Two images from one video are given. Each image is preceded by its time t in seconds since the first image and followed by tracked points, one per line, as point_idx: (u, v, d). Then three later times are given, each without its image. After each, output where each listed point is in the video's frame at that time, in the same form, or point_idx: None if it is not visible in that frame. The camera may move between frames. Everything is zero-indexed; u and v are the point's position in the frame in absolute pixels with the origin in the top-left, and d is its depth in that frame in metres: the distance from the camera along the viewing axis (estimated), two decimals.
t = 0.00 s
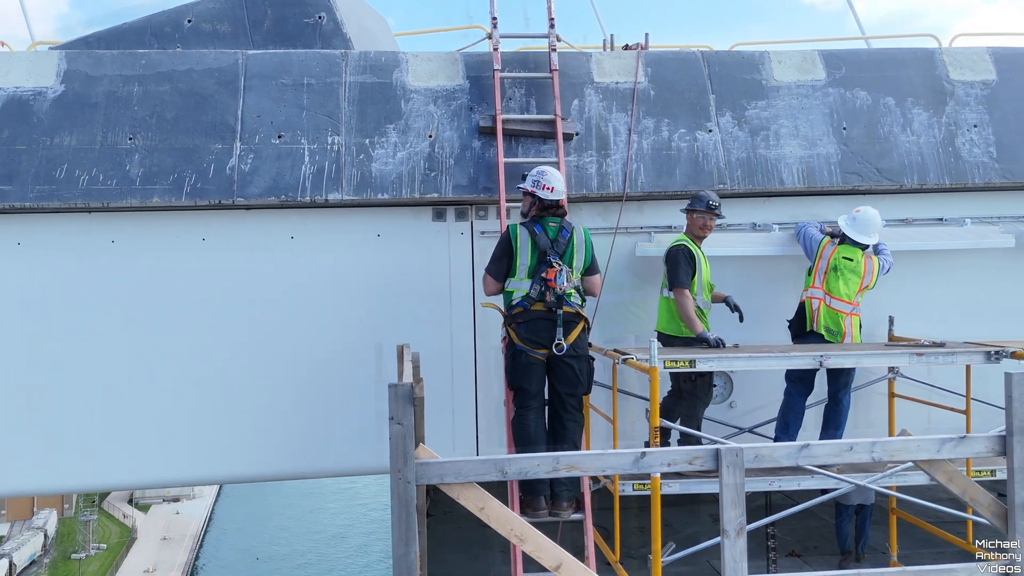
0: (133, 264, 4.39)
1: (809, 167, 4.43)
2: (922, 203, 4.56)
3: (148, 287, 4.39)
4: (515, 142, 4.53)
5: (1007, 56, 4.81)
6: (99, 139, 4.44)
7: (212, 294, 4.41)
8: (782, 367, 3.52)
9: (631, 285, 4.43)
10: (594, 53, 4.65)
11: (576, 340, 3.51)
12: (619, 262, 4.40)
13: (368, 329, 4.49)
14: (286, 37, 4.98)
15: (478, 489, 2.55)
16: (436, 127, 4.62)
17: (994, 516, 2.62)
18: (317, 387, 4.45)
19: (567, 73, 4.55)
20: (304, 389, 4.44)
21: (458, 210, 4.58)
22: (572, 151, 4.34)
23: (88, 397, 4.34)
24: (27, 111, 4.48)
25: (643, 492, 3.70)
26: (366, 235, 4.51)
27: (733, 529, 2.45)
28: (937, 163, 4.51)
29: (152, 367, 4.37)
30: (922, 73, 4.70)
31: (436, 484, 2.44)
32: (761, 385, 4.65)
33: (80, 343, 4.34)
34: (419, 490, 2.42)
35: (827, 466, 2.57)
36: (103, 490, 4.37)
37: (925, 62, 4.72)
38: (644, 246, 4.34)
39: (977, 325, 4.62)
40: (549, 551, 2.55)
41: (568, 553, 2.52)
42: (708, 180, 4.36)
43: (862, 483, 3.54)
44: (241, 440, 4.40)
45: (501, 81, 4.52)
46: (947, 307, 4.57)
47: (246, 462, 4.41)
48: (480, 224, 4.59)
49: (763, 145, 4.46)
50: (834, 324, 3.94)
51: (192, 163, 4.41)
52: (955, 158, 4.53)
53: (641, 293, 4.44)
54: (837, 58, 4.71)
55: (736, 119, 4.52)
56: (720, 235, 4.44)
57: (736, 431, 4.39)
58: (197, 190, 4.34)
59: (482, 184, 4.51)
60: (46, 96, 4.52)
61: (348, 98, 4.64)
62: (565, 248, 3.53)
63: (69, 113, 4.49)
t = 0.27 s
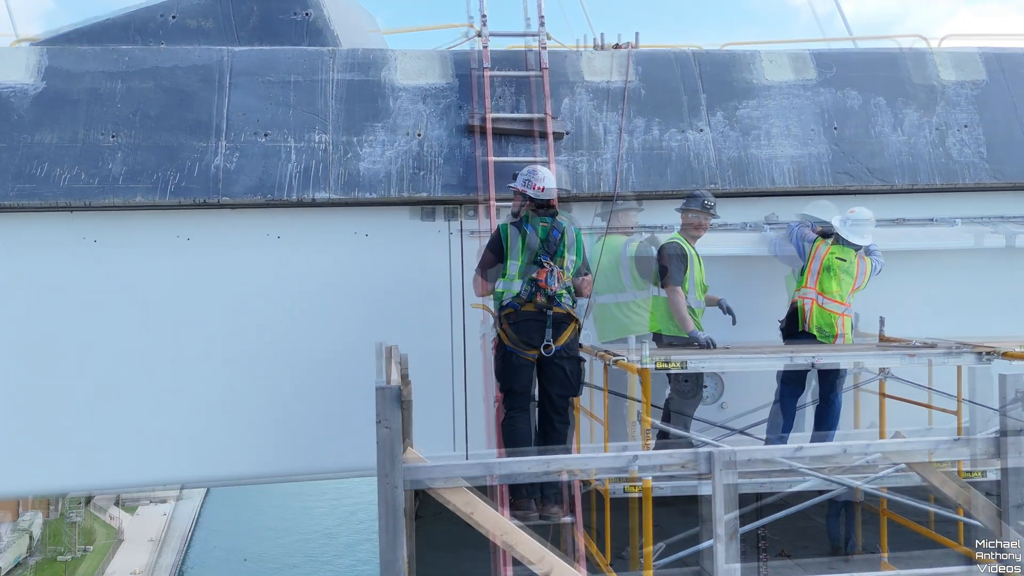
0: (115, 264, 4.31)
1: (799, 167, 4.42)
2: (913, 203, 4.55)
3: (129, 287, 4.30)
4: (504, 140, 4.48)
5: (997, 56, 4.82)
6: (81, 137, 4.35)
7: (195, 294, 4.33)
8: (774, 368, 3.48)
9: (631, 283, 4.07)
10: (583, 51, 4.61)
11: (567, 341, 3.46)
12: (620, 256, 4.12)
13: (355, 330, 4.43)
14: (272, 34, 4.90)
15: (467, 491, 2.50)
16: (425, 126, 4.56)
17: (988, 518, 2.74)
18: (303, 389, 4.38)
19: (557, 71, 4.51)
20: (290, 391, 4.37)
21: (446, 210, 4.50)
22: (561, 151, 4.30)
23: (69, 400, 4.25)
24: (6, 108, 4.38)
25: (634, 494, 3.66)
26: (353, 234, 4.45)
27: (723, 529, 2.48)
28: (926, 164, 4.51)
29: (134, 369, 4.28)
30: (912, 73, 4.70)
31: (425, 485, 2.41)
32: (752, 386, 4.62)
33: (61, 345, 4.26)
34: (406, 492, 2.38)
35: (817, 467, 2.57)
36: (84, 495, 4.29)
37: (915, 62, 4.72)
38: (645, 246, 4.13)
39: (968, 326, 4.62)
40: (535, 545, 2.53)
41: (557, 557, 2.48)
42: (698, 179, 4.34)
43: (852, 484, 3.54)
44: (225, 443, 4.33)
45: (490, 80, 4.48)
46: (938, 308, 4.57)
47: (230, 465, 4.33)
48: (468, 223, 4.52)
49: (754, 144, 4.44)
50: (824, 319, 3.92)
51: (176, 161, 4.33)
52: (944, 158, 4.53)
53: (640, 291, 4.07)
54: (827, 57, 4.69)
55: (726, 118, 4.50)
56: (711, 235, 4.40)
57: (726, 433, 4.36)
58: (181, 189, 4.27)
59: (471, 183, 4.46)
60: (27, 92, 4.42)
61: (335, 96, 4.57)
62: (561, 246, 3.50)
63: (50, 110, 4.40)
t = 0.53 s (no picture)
0: (104, 262, 4.32)
1: (781, 168, 4.54)
2: (891, 203, 4.68)
3: (120, 285, 4.32)
4: (493, 140, 4.54)
5: (970, 59, 4.96)
6: (69, 134, 4.35)
7: (185, 292, 4.36)
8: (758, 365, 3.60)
9: (634, 285, 4.03)
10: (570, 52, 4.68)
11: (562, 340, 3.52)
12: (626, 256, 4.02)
13: (345, 327, 4.47)
14: (260, 32, 4.92)
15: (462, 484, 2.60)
16: (414, 125, 4.61)
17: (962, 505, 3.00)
18: (294, 386, 4.43)
19: (544, 72, 4.58)
20: (281, 388, 4.42)
21: (436, 208, 4.57)
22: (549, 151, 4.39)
23: (58, 398, 4.26)
24: None
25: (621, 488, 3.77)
26: (343, 233, 4.49)
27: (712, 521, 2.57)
28: (903, 164, 4.64)
29: (125, 367, 4.31)
30: (888, 75, 4.83)
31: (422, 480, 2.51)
32: (735, 381, 4.73)
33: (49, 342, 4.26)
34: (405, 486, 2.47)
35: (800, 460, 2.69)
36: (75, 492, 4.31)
37: (892, 65, 4.84)
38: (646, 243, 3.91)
39: (940, 322, 4.78)
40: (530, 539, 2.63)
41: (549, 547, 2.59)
42: (683, 179, 4.44)
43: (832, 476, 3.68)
44: (216, 439, 4.37)
45: (478, 79, 4.53)
46: (913, 305, 4.72)
47: (221, 461, 4.38)
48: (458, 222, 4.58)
49: (736, 145, 4.55)
50: (812, 318, 4.06)
51: (165, 159, 4.35)
52: (920, 159, 4.66)
53: (642, 292, 4.06)
54: (808, 60, 4.80)
55: (710, 119, 4.60)
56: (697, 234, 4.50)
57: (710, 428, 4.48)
58: (171, 188, 4.29)
59: (460, 181, 4.52)
60: (13, 89, 4.41)
61: (324, 95, 4.61)
62: (558, 245, 3.52)
63: (37, 107, 4.39)
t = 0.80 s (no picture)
0: (103, 262, 4.33)
1: (779, 168, 4.55)
2: (888, 204, 4.71)
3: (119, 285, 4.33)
4: (492, 140, 4.56)
5: (969, 59, 4.97)
6: (69, 135, 4.36)
7: (185, 291, 4.37)
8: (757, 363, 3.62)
9: (638, 287, 4.04)
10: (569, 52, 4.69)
11: (560, 340, 3.50)
12: (631, 257, 4.02)
13: (345, 327, 4.48)
14: (259, 32, 4.94)
15: (462, 484, 2.55)
16: (413, 125, 4.62)
17: (960, 507, 2.73)
18: (294, 386, 4.44)
19: (544, 72, 4.59)
20: (281, 388, 4.43)
21: (435, 208, 4.59)
22: (548, 151, 4.40)
23: (58, 397, 4.27)
24: None
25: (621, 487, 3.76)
26: (343, 232, 4.50)
27: (711, 521, 2.50)
28: (902, 164, 4.65)
29: (125, 366, 4.31)
30: (887, 75, 4.83)
31: (421, 480, 2.45)
32: (734, 381, 4.74)
33: (51, 342, 4.27)
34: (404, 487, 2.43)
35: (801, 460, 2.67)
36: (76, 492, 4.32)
37: (891, 65, 4.85)
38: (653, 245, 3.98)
39: (937, 322, 4.80)
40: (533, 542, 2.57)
41: (551, 547, 2.55)
42: (682, 179, 4.45)
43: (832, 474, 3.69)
44: (216, 438, 4.38)
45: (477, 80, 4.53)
46: (911, 305, 4.75)
47: (221, 461, 4.38)
48: (457, 222, 4.60)
49: (734, 146, 4.57)
50: (807, 318, 4.10)
51: (165, 159, 4.36)
52: (919, 160, 4.67)
53: (644, 294, 4.07)
54: (807, 60, 4.81)
55: (709, 119, 4.61)
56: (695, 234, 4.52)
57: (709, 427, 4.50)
58: (171, 187, 4.30)
59: (460, 181, 4.53)
60: (13, 89, 4.41)
61: (324, 95, 4.62)
62: (551, 242, 3.50)
63: (37, 107, 4.39)
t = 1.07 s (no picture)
0: (103, 261, 4.32)
1: (779, 168, 4.55)
2: (886, 204, 4.72)
3: (119, 285, 4.33)
4: (492, 140, 4.56)
5: (969, 60, 4.97)
6: (69, 134, 4.36)
7: (185, 291, 4.37)
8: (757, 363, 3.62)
9: (641, 289, 4.06)
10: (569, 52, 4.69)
11: (551, 340, 3.49)
12: (636, 259, 4.02)
13: (346, 327, 4.48)
14: (259, 32, 4.93)
15: (462, 484, 2.55)
16: (413, 125, 4.62)
17: (960, 507, 2.73)
18: (294, 385, 4.44)
19: (544, 72, 4.59)
20: (281, 388, 4.43)
21: (435, 208, 4.59)
22: (548, 150, 4.40)
23: (58, 397, 4.27)
24: None
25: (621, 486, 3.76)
26: (343, 232, 4.50)
27: (711, 521, 2.50)
28: (901, 164, 4.65)
29: (125, 366, 4.31)
30: (887, 75, 4.83)
31: (421, 480, 2.44)
32: (733, 381, 4.74)
33: (51, 342, 4.27)
34: (404, 487, 2.43)
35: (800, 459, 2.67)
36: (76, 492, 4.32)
37: (891, 65, 4.85)
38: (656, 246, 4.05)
39: (937, 322, 4.81)
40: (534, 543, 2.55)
41: (552, 548, 2.53)
42: (682, 179, 4.45)
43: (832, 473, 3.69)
44: (216, 438, 4.38)
45: (477, 79, 4.53)
46: (911, 304, 4.75)
47: (221, 460, 4.38)
48: (457, 222, 4.60)
49: (734, 145, 4.57)
50: (807, 318, 4.13)
51: (164, 159, 4.36)
52: (919, 160, 4.67)
53: (644, 296, 4.09)
54: (807, 60, 4.81)
55: (708, 119, 4.61)
56: (695, 234, 4.52)
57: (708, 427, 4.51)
58: (171, 187, 4.30)
59: (460, 181, 4.53)
60: (13, 89, 4.41)
61: (323, 95, 4.62)
62: (531, 241, 3.49)
63: (37, 107, 4.39)
